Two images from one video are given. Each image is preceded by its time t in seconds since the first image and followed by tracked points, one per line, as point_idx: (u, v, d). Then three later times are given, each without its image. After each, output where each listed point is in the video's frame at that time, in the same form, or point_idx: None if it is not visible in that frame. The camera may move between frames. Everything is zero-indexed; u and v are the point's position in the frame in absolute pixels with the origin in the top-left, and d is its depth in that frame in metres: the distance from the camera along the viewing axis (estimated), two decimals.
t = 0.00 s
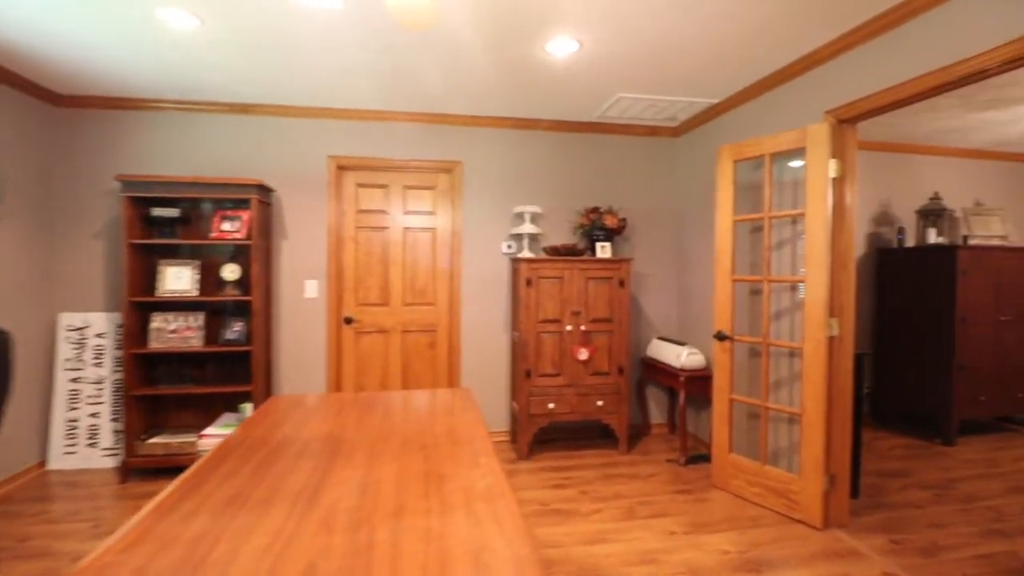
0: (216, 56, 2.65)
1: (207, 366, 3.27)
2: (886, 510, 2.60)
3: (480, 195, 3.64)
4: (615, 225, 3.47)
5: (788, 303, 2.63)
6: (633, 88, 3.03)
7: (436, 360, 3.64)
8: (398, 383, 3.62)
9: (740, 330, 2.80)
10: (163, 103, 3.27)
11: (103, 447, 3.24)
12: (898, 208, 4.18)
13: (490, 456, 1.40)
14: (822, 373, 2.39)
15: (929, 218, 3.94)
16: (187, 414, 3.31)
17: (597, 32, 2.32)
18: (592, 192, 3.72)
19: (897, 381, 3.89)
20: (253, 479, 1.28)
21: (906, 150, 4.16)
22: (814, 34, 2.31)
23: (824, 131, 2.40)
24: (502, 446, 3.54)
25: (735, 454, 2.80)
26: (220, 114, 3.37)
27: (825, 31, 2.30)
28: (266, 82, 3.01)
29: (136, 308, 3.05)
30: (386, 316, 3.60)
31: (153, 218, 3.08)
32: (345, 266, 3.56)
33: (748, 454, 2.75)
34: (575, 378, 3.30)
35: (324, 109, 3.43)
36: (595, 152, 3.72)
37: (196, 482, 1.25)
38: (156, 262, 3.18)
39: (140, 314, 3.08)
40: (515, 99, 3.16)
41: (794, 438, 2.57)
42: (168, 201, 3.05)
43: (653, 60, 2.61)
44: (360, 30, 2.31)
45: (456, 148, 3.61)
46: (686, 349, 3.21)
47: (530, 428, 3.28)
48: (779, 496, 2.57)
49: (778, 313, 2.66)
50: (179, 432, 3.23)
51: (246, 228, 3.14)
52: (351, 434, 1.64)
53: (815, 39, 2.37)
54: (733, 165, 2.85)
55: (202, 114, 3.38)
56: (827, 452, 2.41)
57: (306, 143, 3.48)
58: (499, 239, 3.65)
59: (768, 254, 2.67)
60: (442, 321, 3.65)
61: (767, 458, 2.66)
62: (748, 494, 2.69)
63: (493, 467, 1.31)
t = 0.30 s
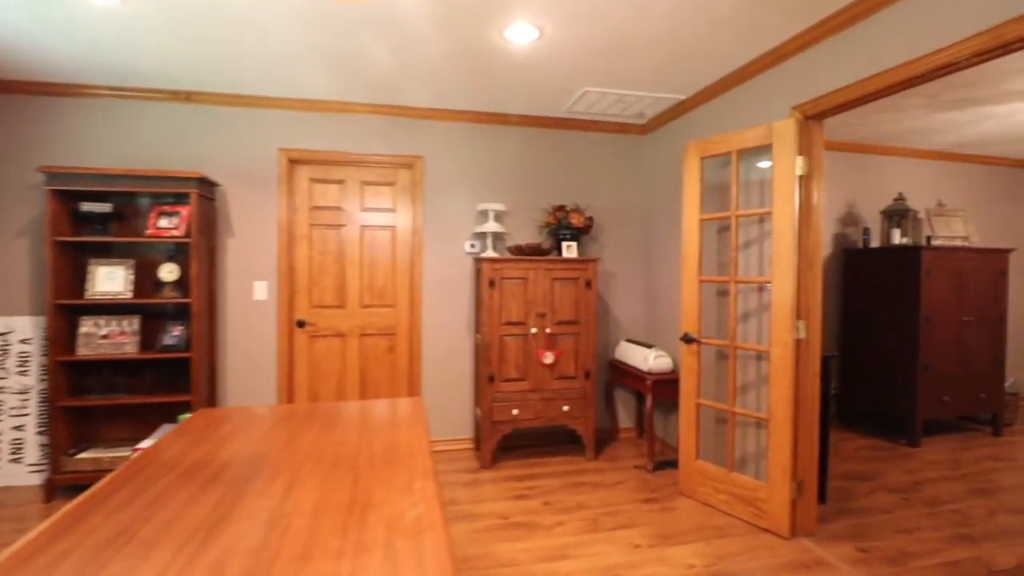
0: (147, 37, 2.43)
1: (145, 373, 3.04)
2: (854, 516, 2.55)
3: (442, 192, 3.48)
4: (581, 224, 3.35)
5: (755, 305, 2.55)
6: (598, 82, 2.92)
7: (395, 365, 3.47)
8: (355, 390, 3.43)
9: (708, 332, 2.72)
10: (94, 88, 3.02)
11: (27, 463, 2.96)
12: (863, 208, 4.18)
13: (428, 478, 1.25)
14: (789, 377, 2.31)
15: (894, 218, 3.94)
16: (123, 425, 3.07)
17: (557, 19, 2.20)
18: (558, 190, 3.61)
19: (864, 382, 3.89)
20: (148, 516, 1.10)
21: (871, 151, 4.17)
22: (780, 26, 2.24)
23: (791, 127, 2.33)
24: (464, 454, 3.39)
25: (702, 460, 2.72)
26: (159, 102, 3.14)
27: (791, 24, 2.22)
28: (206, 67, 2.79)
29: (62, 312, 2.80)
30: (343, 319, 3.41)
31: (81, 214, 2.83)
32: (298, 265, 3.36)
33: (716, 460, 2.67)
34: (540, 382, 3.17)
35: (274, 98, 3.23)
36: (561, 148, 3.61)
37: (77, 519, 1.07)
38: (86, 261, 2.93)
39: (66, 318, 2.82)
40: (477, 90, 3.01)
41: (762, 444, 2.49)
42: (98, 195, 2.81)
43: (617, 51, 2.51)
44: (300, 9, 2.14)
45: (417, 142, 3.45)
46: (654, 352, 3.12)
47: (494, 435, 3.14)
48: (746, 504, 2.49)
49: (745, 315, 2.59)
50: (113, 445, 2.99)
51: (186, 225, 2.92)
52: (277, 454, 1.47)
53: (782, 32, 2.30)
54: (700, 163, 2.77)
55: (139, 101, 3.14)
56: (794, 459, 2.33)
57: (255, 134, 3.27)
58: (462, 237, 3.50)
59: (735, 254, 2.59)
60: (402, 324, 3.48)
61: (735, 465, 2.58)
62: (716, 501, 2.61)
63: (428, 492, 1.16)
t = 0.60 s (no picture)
0: (78, 18, 2.23)
1: (86, 382, 2.82)
2: (837, 527, 2.45)
3: (411, 188, 3.31)
4: (556, 223, 3.21)
5: (736, 308, 2.43)
6: (572, 73, 2.78)
7: (361, 371, 3.29)
8: (318, 397, 3.24)
9: (686, 336, 2.60)
10: (31, 75, 2.80)
11: None
12: (844, 208, 4.11)
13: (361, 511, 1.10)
14: (770, 383, 2.20)
15: (875, 218, 3.86)
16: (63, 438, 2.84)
17: (523, 3, 2.06)
18: (533, 187, 3.46)
19: (846, 385, 3.81)
20: (13, 565, 0.92)
21: (853, 149, 4.10)
22: (759, 14, 2.11)
23: (772, 121, 2.21)
24: (434, 464, 3.22)
25: (680, 470, 2.60)
26: (105, 91, 2.94)
27: (771, 11, 2.10)
28: (150, 53, 2.59)
29: None
30: (305, 323, 3.23)
31: (14, 210, 2.62)
32: (257, 266, 3.17)
33: (694, 470, 2.55)
34: (512, 389, 3.02)
35: (230, 88, 3.04)
36: (536, 144, 3.46)
37: None
38: (21, 262, 2.71)
39: None
40: (445, 80, 2.85)
41: (742, 453, 2.37)
42: (31, 189, 2.59)
43: (588, 40, 2.37)
44: None
45: (384, 136, 3.27)
46: (632, 356, 2.99)
47: (464, 445, 2.97)
48: (725, 517, 2.37)
49: (725, 318, 2.46)
50: (50, 460, 2.77)
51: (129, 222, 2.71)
52: (196, 482, 1.29)
53: (761, 21, 2.18)
54: (678, 159, 2.64)
55: (82, 89, 2.93)
56: (776, 469, 2.22)
57: (210, 126, 3.08)
58: (431, 237, 3.34)
59: (714, 254, 2.47)
60: (369, 327, 3.30)
61: (714, 476, 2.46)
62: (694, 514, 2.49)
63: (356, 531, 1.00)
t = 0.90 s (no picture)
0: None
1: (22, 390, 2.59)
2: (828, 540, 2.32)
3: (381, 181, 3.11)
4: (535, 219, 3.04)
5: (722, 308, 2.29)
6: (550, 59, 2.62)
7: (329, 376, 3.10)
8: (282, 404, 3.04)
9: (670, 338, 2.45)
10: None
11: None
12: (831, 205, 4.01)
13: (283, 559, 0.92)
14: (759, 389, 2.05)
15: (864, 215, 3.78)
16: None
17: None
18: (511, 182, 3.30)
19: (833, 386, 3.71)
20: None
21: (840, 145, 4.00)
22: None
23: (761, 108, 2.07)
24: (406, 475, 3.04)
25: (664, 480, 2.45)
26: (45, 73, 2.71)
27: None
28: (90, 30, 2.37)
29: None
30: (267, 324, 3.02)
31: None
32: (215, 264, 2.97)
33: (678, 481, 2.40)
34: (488, 394, 2.84)
35: (184, 72, 2.83)
36: (514, 136, 3.30)
37: None
38: None
39: None
40: (415, 64, 2.67)
41: (729, 463, 2.23)
42: None
43: (566, 20, 2.21)
44: None
45: (352, 127, 3.08)
46: (614, 359, 2.84)
47: (436, 455, 2.79)
48: (712, 531, 2.23)
49: (711, 319, 2.32)
50: None
51: (67, 215, 2.48)
52: (96, 516, 1.09)
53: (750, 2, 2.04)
54: (662, 150, 2.49)
55: (18, 70, 2.69)
56: (765, 481, 2.08)
57: (162, 114, 2.86)
58: (403, 233, 3.15)
59: (700, 252, 2.32)
60: (336, 329, 3.10)
61: (699, 486, 2.31)
62: (678, 527, 2.34)
63: None
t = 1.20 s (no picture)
0: None
1: None
2: (821, 557, 2.19)
3: (350, 176, 2.92)
4: (513, 216, 2.87)
5: (710, 312, 2.14)
6: (528, 45, 2.45)
7: (293, 384, 2.90)
8: (242, 414, 2.85)
9: (654, 344, 2.30)
10: None
11: None
12: (820, 204, 3.89)
13: None
14: (749, 400, 1.91)
15: (854, 215, 3.69)
16: None
17: None
18: (488, 178, 3.12)
19: (822, 390, 3.60)
20: None
21: (830, 142, 3.89)
22: None
23: (752, 97, 1.92)
24: (376, 489, 2.85)
25: (648, 495, 2.30)
26: None
27: None
28: (20, 6, 2.16)
29: None
30: (226, 329, 2.82)
31: None
32: (168, 264, 2.76)
33: (663, 497, 2.25)
34: (462, 403, 2.67)
35: (133, 56, 2.61)
36: (492, 129, 3.13)
37: None
38: None
39: None
40: (383, 48, 2.49)
41: (717, 478, 2.08)
42: None
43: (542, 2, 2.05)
44: None
45: (318, 118, 2.88)
46: (596, 366, 2.68)
47: (406, 468, 2.60)
48: (699, 551, 2.08)
49: (698, 324, 2.17)
50: None
51: None
52: None
53: None
54: (646, 143, 2.34)
55: None
56: (755, 498, 1.93)
57: (109, 102, 2.65)
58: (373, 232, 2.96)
59: (686, 251, 2.17)
60: (301, 334, 2.91)
61: (685, 503, 2.16)
62: (663, 547, 2.19)
63: None
